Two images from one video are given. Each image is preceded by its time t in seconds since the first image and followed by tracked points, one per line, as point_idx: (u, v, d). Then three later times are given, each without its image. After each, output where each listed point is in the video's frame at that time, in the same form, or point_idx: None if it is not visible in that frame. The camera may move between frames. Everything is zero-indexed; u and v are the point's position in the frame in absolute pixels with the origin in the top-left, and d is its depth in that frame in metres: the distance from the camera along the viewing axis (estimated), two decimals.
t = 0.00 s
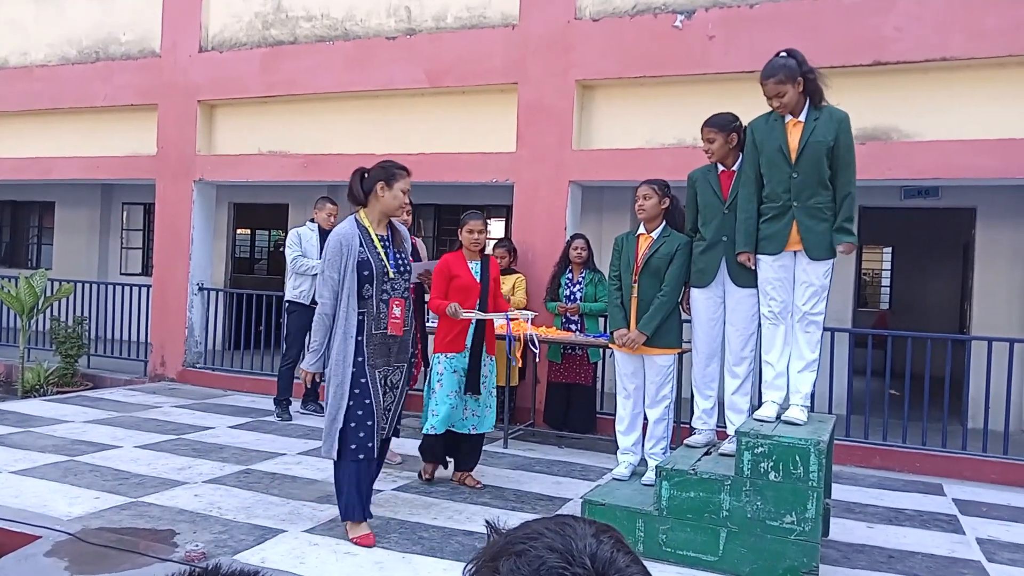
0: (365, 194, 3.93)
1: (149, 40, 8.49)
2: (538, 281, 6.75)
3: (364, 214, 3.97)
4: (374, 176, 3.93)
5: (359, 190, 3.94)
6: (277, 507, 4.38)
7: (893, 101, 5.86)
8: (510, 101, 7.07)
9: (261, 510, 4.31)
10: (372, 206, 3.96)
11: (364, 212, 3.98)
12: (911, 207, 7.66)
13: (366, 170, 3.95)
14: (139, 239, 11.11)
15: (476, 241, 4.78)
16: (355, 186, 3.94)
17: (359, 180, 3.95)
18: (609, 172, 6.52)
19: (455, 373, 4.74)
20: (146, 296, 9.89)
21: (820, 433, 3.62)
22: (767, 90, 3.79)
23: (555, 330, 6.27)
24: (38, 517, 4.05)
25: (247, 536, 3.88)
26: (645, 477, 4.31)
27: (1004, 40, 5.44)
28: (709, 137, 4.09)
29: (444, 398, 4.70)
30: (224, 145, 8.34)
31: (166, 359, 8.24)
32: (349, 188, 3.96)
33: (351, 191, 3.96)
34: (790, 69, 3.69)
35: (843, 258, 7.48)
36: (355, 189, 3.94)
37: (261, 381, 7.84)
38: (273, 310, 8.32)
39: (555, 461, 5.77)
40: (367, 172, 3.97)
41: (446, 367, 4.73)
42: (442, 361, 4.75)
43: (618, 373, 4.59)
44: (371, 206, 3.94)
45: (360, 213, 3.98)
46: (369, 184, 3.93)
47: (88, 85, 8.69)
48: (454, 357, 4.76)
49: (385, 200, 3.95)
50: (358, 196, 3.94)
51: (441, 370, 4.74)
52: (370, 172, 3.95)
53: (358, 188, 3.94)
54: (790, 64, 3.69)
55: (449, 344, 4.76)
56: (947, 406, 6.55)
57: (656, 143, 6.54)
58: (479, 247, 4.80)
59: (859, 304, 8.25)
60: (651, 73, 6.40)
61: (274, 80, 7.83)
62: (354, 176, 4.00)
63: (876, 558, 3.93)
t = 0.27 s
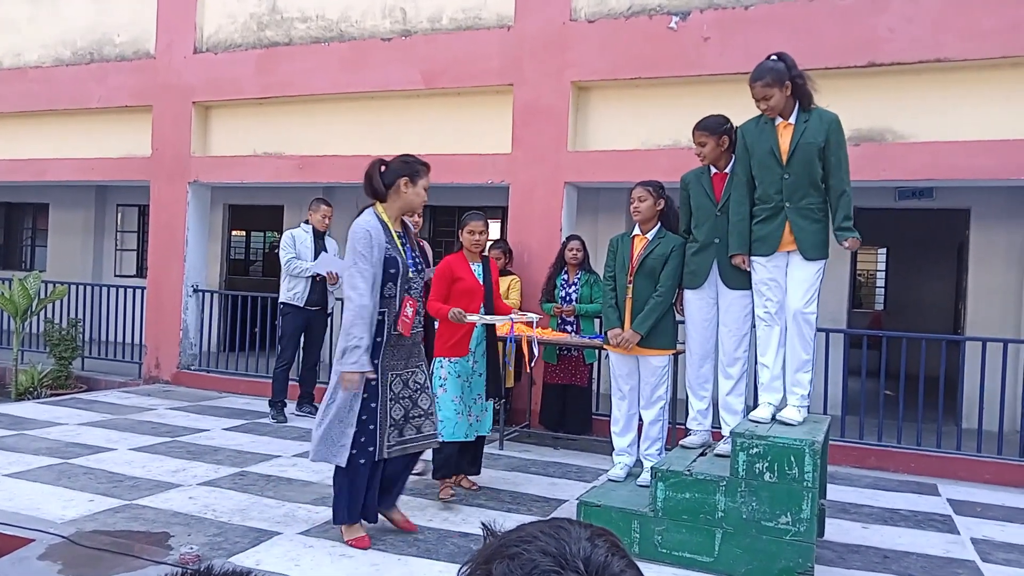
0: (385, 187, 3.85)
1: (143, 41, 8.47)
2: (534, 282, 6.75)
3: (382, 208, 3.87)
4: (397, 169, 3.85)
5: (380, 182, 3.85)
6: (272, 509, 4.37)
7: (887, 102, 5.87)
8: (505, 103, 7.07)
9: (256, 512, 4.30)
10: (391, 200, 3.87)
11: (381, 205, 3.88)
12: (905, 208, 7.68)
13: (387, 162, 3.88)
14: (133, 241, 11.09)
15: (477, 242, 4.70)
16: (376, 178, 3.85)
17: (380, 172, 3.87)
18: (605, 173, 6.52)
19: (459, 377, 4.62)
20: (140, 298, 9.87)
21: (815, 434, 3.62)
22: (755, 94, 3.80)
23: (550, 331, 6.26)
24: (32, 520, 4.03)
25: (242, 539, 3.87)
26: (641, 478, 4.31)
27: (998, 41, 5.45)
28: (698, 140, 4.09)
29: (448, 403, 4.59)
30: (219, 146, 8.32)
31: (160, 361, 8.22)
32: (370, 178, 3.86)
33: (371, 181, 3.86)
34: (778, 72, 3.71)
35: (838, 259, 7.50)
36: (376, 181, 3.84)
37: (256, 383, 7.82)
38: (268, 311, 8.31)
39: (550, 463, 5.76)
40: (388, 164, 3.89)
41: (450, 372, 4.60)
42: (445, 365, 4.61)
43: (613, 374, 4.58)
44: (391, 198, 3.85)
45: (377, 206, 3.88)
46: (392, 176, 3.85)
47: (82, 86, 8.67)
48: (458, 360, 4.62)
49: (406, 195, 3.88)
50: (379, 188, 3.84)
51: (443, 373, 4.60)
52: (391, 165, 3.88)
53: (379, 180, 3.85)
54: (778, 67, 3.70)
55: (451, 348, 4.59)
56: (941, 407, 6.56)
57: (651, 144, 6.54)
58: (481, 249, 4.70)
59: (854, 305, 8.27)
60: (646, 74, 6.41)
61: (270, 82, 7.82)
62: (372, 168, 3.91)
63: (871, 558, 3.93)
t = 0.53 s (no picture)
0: (415, 188, 3.66)
1: (144, 41, 8.48)
2: (535, 282, 6.75)
3: (410, 210, 3.67)
4: (426, 170, 3.67)
5: (409, 183, 3.66)
6: (274, 509, 4.37)
7: (889, 100, 5.87)
8: (507, 102, 7.07)
9: (258, 512, 4.30)
10: (421, 201, 3.68)
11: (411, 207, 3.68)
12: (907, 206, 7.66)
13: (415, 163, 3.69)
14: (135, 241, 11.10)
15: (480, 242, 4.69)
16: (405, 179, 3.66)
17: (409, 173, 3.68)
18: (606, 172, 6.51)
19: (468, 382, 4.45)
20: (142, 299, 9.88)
21: (817, 433, 3.62)
22: (757, 91, 3.80)
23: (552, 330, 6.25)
24: (35, 520, 4.04)
25: (244, 539, 3.88)
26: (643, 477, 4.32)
27: (1000, 39, 5.44)
28: (699, 142, 4.08)
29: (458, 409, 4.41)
30: (221, 146, 8.33)
31: (163, 361, 8.23)
32: (398, 180, 3.67)
33: (399, 183, 3.67)
34: (781, 69, 3.71)
35: (840, 258, 7.50)
36: (407, 182, 3.65)
37: (258, 383, 7.83)
38: (270, 312, 8.31)
39: (553, 462, 5.76)
40: (417, 165, 3.70)
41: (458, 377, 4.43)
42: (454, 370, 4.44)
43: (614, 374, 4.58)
44: (422, 200, 3.66)
45: (406, 208, 3.68)
46: (423, 177, 3.66)
47: (83, 87, 8.67)
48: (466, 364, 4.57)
49: (435, 197, 3.70)
50: (409, 189, 3.65)
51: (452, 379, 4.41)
52: (419, 166, 3.69)
53: (408, 180, 3.66)
54: (781, 65, 3.70)
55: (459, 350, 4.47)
56: (943, 406, 6.56)
57: (652, 143, 6.54)
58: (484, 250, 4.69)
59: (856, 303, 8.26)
60: (647, 73, 6.40)
61: (271, 82, 7.82)
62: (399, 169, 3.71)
63: (874, 557, 3.93)
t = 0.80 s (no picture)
0: (451, 183, 3.61)
1: (139, 43, 8.46)
2: (532, 282, 6.75)
3: (446, 205, 3.62)
4: (464, 165, 3.63)
5: (447, 178, 3.61)
6: (270, 511, 4.36)
7: (884, 101, 5.88)
8: (502, 103, 7.06)
9: (254, 514, 4.29)
10: (457, 197, 3.63)
11: (447, 202, 3.63)
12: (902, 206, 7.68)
13: (452, 158, 3.65)
14: (130, 243, 11.06)
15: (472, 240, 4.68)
16: (443, 174, 3.61)
17: (447, 168, 3.63)
18: (602, 173, 6.51)
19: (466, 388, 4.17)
20: (137, 301, 9.85)
21: (813, 433, 3.62)
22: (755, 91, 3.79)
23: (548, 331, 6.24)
24: (29, 524, 4.02)
25: (239, 541, 3.87)
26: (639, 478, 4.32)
27: (994, 39, 5.46)
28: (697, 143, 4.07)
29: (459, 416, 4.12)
30: (216, 148, 8.32)
31: (157, 364, 8.20)
32: (436, 174, 3.62)
33: (436, 177, 3.63)
34: (777, 70, 3.71)
35: (835, 258, 7.51)
36: (444, 178, 3.61)
37: (253, 385, 7.81)
38: (265, 313, 8.29)
39: (549, 463, 5.76)
40: (452, 160, 3.66)
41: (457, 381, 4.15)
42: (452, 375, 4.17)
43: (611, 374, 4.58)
44: (458, 195, 3.61)
45: (442, 203, 3.62)
46: (460, 172, 3.62)
47: (78, 89, 8.65)
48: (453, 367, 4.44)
49: (471, 193, 3.66)
50: (446, 183, 3.60)
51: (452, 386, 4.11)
52: (456, 162, 3.65)
53: (446, 175, 3.62)
54: (776, 65, 3.70)
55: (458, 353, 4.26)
56: (938, 405, 6.57)
57: (648, 144, 6.54)
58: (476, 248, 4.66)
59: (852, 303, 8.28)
60: (643, 74, 6.40)
61: (266, 83, 7.80)
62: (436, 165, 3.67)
63: (869, 557, 3.93)
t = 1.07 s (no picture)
0: (474, 182, 3.48)
1: (130, 43, 8.43)
2: (524, 283, 6.75)
3: (469, 205, 3.50)
4: (486, 163, 3.49)
5: (469, 177, 3.48)
6: (260, 513, 4.35)
7: (874, 103, 5.91)
8: (494, 105, 7.07)
9: (244, 516, 4.28)
10: (480, 196, 3.51)
11: (470, 202, 3.51)
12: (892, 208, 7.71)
13: (474, 155, 3.50)
14: (120, 243, 11.01)
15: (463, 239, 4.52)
16: (466, 172, 3.48)
17: (470, 165, 3.50)
18: (594, 174, 6.52)
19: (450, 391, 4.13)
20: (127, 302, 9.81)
21: (803, 433, 3.63)
22: (743, 95, 3.81)
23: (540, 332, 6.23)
24: (16, 526, 4.00)
25: (229, 543, 3.85)
26: (630, 478, 4.32)
27: (983, 42, 5.49)
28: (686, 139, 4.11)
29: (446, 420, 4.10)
30: (206, 149, 8.30)
31: (147, 365, 8.17)
32: (459, 174, 3.49)
33: (458, 176, 3.50)
34: (766, 73, 3.72)
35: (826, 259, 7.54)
36: (467, 177, 3.48)
37: (244, 387, 7.79)
38: (256, 315, 8.28)
39: (540, 464, 5.77)
40: (474, 158, 3.52)
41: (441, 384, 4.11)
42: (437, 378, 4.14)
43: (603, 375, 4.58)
44: (482, 195, 3.49)
45: (465, 203, 3.51)
46: (483, 172, 3.48)
47: (68, 89, 8.62)
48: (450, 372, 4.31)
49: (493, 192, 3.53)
50: (469, 182, 3.48)
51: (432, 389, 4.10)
52: (479, 158, 3.51)
53: (468, 174, 3.49)
54: (764, 69, 3.72)
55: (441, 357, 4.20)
56: (927, 405, 6.60)
57: (640, 146, 6.55)
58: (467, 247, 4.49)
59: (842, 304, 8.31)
60: (634, 75, 6.42)
61: (257, 83, 7.79)
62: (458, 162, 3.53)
63: (859, 557, 3.95)
